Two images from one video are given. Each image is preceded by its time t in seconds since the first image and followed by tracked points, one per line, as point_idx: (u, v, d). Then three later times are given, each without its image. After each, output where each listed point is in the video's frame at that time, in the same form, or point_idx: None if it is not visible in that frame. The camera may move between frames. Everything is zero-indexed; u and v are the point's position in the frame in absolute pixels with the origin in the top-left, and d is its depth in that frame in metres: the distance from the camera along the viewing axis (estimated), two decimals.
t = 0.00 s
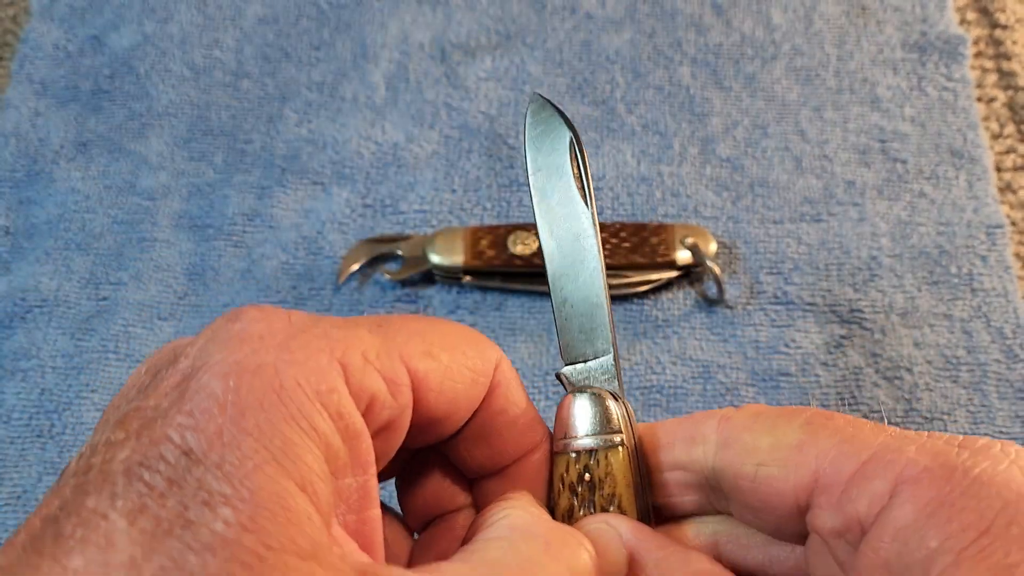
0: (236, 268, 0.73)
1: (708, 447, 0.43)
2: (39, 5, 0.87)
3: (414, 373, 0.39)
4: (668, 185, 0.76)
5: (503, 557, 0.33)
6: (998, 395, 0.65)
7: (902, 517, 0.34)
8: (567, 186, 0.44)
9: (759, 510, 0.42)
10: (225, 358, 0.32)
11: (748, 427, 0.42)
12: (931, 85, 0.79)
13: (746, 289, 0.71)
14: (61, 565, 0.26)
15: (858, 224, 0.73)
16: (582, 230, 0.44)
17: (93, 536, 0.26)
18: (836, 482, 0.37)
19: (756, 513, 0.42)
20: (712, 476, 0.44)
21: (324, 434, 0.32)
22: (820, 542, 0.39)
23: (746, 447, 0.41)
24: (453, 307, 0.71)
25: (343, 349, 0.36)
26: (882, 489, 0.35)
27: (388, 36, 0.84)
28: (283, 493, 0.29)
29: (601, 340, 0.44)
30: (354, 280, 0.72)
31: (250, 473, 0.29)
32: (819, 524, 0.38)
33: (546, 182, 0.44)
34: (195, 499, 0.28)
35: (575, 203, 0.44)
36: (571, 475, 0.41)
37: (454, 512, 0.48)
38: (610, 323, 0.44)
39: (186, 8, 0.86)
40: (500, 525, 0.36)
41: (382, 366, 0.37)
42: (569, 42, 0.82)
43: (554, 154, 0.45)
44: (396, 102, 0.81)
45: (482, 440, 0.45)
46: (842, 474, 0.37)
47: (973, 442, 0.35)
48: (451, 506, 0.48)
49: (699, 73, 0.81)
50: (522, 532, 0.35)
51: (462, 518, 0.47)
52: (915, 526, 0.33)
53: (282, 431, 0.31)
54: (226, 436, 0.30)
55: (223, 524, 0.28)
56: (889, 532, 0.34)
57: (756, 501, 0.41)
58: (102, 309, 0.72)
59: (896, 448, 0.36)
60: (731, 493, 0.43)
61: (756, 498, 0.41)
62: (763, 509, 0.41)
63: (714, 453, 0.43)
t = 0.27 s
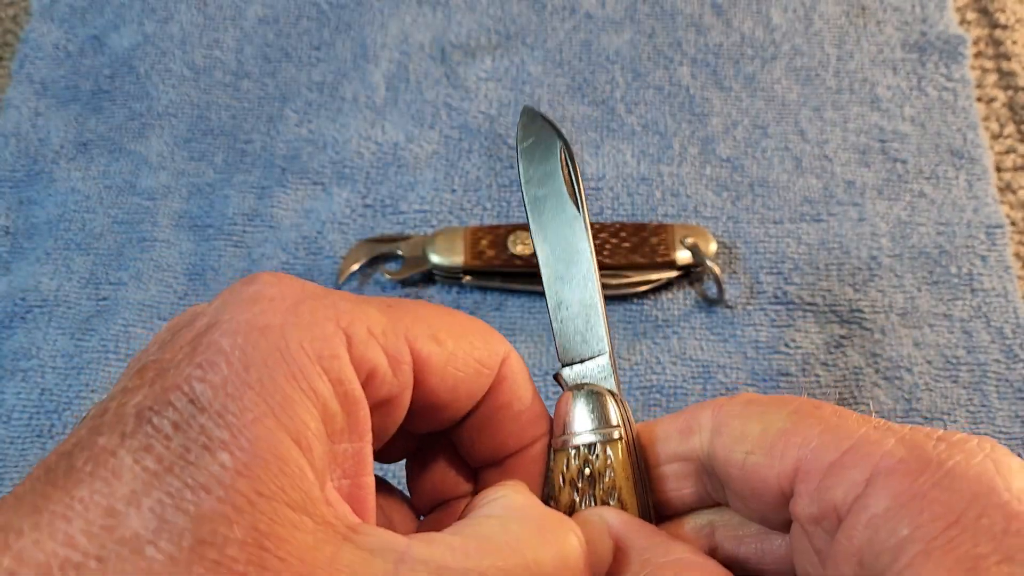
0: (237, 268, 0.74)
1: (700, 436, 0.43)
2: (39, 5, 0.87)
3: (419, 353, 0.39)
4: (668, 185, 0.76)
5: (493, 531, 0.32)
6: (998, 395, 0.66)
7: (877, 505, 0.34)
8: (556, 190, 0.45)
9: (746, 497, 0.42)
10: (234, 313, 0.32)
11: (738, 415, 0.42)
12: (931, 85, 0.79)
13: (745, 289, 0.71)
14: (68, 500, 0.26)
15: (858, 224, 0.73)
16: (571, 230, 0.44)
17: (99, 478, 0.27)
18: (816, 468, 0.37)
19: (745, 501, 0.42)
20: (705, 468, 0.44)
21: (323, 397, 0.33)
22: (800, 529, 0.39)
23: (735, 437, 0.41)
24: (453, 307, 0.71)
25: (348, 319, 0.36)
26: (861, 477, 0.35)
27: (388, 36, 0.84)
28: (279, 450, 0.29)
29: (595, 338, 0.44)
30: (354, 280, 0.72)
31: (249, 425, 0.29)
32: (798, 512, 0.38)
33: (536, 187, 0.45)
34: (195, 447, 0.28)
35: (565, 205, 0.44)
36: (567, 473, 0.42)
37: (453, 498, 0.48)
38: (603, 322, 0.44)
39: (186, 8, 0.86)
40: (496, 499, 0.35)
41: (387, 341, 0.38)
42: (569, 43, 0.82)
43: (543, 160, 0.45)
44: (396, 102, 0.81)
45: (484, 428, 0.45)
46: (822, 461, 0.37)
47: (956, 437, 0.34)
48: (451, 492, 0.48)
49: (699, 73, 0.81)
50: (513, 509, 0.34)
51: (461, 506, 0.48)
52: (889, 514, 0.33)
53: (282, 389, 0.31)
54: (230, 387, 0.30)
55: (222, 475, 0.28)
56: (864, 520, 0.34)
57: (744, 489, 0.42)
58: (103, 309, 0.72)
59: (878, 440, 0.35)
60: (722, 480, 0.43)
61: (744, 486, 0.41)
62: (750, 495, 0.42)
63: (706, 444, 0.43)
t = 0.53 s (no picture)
0: (237, 268, 0.74)
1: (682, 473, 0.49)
2: (39, 5, 0.87)
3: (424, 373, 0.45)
4: (668, 185, 0.76)
5: (467, 538, 0.35)
6: (997, 395, 0.66)
7: (843, 524, 0.39)
8: (533, 262, 0.51)
9: (725, 529, 0.47)
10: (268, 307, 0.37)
11: (715, 454, 0.47)
12: (931, 84, 0.79)
13: (745, 289, 0.71)
14: (99, 430, 0.29)
15: (857, 223, 0.73)
16: (549, 297, 0.50)
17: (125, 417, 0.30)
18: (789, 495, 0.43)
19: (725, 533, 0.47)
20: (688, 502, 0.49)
21: (333, 388, 0.37)
22: (775, 552, 0.44)
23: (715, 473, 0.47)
24: (453, 307, 0.71)
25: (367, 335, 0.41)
26: (829, 500, 0.40)
27: (388, 36, 0.84)
28: (286, 420, 0.33)
29: (575, 390, 0.49)
30: (354, 280, 0.72)
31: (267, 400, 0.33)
32: (773, 537, 0.44)
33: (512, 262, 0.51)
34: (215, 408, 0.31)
35: (542, 274, 0.51)
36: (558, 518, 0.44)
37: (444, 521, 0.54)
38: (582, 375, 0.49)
39: (187, 8, 0.86)
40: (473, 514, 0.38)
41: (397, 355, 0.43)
42: (569, 43, 0.83)
43: (517, 237, 0.52)
44: (396, 102, 0.81)
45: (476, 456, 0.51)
46: (793, 490, 0.43)
47: (907, 465, 0.40)
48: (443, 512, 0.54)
49: (698, 72, 0.81)
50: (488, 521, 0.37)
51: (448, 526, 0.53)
52: (856, 531, 0.38)
53: (299, 368, 0.35)
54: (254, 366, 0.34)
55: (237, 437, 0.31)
56: (831, 538, 0.39)
57: (724, 521, 0.47)
58: (103, 309, 0.72)
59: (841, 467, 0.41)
60: (703, 515, 0.48)
61: (720, 517, 0.47)
62: (729, 527, 0.47)
63: (687, 481, 0.49)
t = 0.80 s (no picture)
0: (237, 268, 0.74)
1: (676, 481, 0.53)
2: (39, 5, 0.87)
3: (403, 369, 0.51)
4: (668, 185, 0.76)
5: (434, 496, 0.41)
6: (997, 395, 0.66)
7: (836, 521, 0.46)
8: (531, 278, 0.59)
9: (717, 532, 0.53)
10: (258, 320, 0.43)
11: (710, 465, 0.53)
12: (930, 85, 0.79)
13: (745, 289, 0.71)
14: (115, 414, 0.36)
15: (857, 223, 0.74)
16: (550, 309, 0.57)
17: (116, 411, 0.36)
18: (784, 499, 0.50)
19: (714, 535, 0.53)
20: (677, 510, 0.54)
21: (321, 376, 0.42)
22: (771, 549, 0.51)
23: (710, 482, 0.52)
24: (453, 307, 0.71)
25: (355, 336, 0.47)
26: (825, 502, 0.47)
27: (389, 37, 0.84)
28: (273, 399, 0.39)
29: (578, 393, 0.54)
30: (355, 280, 0.72)
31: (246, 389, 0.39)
32: (772, 536, 0.50)
33: (518, 280, 0.59)
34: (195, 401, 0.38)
35: (541, 290, 0.58)
36: (569, 504, 0.48)
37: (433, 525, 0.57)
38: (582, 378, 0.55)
39: (187, 8, 0.86)
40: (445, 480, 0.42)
41: (379, 347, 0.48)
42: (569, 43, 0.83)
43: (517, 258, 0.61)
44: (396, 103, 0.81)
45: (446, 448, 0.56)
46: (790, 494, 0.49)
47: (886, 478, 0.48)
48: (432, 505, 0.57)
49: (698, 73, 0.81)
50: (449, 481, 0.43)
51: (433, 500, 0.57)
52: (848, 528, 0.45)
53: (288, 359, 0.41)
54: (241, 363, 0.40)
55: (217, 423, 0.37)
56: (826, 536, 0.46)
57: (716, 524, 0.53)
58: (103, 309, 0.72)
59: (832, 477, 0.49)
60: (693, 520, 0.54)
61: (718, 519, 0.52)
62: (719, 528, 0.53)
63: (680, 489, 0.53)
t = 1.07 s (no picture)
0: (238, 268, 0.74)
1: (698, 459, 0.55)
2: (40, 6, 0.87)
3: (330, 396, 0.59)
4: (667, 186, 0.76)
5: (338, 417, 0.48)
6: (996, 395, 0.66)
7: (861, 501, 0.47)
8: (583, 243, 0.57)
9: (740, 510, 0.55)
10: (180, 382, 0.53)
11: (733, 445, 0.54)
12: (928, 86, 0.80)
13: (744, 289, 0.71)
14: (58, 473, 0.46)
15: (856, 224, 0.74)
16: (597, 275, 0.55)
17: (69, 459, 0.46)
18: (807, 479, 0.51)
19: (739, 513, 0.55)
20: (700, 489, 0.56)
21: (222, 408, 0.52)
22: (796, 529, 0.52)
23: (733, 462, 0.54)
24: (453, 308, 0.71)
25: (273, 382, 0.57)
26: (851, 482, 0.49)
27: (389, 38, 0.84)
28: (181, 428, 0.49)
29: (615, 360, 0.53)
30: (355, 280, 0.73)
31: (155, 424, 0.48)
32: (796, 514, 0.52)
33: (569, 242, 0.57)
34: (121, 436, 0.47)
35: (593, 256, 0.56)
36: (597, 464, 0.48)
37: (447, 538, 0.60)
38: (621, 348, 0.53)
39: (188, 9, 0.86)
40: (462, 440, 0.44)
41: (300, 380, 0.58)
42: (568, 44, 0.83)
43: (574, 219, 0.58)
44: (397, 103, 0.81)
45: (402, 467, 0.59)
46: (814, 474, 0.51)
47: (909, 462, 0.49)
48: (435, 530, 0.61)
49: (697, 74, 0.81)
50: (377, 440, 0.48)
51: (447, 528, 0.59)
52: (871, 506, 0.47)
53: (196, 400, 0.52)
54: (144, 412, 0.49)
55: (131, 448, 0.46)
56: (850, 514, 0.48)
57: (740, 501, 0.54)
58: (104, 309, 0.72)
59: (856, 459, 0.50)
60: (714, 498, 0.55)
61: (742, 498, 0.54)
62: (742, 505, 0.55)
63: (702, 467, 0.55)
